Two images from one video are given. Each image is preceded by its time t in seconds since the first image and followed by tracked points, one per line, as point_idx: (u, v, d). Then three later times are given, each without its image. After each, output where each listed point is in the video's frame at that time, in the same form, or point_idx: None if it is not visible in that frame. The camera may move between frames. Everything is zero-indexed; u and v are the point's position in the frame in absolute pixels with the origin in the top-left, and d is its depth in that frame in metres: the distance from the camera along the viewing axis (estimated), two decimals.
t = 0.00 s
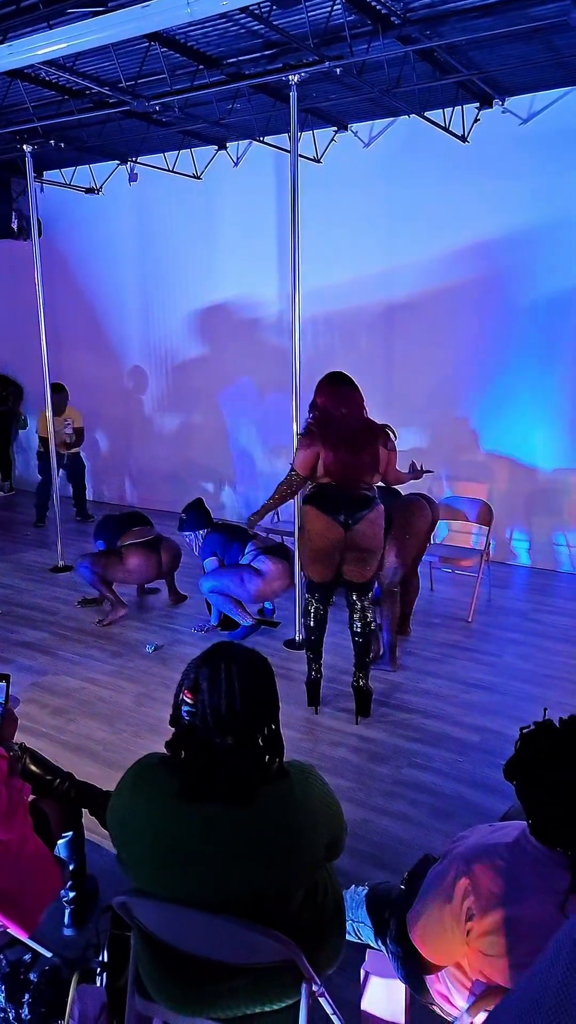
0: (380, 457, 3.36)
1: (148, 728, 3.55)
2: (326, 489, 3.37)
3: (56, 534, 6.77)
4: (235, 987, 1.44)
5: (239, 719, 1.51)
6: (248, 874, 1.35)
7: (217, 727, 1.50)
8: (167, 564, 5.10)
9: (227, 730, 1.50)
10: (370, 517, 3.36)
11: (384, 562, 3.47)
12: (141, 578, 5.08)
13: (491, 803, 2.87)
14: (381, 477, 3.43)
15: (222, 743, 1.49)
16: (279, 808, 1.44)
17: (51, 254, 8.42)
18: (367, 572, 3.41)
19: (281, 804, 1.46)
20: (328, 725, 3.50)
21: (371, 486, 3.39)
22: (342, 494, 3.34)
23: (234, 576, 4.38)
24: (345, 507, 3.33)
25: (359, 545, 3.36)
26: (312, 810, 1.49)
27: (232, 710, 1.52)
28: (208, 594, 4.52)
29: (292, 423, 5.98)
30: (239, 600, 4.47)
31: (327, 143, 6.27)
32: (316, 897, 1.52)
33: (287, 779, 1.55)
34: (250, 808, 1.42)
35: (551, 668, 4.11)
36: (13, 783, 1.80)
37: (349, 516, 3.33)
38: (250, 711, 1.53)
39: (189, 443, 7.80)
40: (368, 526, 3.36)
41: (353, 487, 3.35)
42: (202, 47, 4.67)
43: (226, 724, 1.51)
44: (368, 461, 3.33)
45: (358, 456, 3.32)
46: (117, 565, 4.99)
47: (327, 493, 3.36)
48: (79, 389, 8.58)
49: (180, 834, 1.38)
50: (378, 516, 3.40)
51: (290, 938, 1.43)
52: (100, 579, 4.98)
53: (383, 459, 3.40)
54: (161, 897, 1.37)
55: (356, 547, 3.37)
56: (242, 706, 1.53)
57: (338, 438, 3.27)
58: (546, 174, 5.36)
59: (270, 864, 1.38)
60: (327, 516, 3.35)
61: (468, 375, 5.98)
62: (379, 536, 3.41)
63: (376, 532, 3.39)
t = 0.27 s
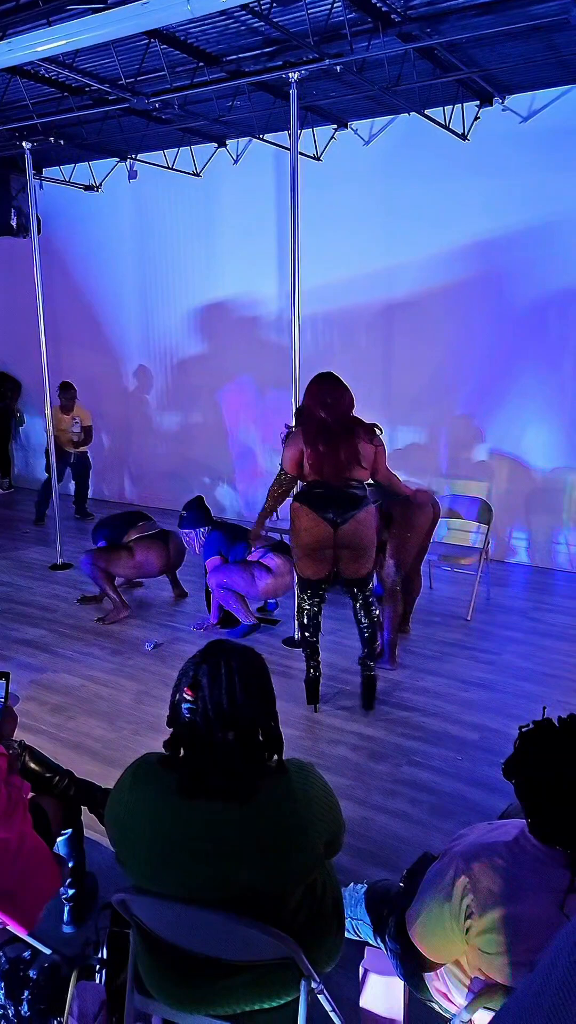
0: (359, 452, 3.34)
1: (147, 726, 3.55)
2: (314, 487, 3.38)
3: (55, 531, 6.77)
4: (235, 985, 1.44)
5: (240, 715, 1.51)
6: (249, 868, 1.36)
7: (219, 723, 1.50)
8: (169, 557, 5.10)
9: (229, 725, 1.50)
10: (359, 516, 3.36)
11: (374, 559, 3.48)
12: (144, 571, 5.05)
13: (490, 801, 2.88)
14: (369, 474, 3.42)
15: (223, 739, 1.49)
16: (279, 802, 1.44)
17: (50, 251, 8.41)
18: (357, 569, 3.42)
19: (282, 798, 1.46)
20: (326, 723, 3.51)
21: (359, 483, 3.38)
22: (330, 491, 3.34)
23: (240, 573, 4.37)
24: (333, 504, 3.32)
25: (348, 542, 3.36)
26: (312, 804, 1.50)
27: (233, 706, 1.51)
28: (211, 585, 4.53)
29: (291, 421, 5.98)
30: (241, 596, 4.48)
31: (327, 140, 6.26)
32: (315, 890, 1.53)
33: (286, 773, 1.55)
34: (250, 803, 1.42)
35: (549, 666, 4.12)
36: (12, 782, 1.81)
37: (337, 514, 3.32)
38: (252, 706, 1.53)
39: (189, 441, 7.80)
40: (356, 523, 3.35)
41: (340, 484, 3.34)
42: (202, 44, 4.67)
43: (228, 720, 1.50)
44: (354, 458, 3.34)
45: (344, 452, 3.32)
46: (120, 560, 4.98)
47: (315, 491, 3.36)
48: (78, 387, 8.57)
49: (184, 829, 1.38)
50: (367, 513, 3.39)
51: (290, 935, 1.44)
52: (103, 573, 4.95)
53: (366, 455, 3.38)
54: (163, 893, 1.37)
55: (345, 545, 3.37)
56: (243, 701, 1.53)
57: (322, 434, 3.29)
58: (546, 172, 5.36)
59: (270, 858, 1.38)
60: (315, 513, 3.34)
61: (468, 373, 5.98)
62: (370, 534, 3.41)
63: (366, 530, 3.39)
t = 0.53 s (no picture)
0: (356, 453, 3.40)
1: (148, 724, 3.56)
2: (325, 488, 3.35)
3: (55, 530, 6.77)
4: (235, 983, 1.45)
5: (240, 712, 1.52)
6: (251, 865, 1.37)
7: (221, 721, 1.51)
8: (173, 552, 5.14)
9: (231, 722, 1.50)
10: (372, 517, 3.34)
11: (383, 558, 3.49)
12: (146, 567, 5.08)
13: (490, 800, 2.88)
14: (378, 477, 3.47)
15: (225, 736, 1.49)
16: (280, 797, 1.45)
17: (50, 250, 8.41)
18: (368, 569, 3.42)
19: (282, 794, 1.46)
20: (327, 722, 3.51)
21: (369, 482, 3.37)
22: (342, 490, 3.31)
23: (247, 572, 4.39)
24: (347, 504, 3.29)
25: (362, 543, 3.33)
26: (313, 799, 1.49)
27: (234, 704, 1.53)
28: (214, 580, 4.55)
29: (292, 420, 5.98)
30: (245, 595, 4.51)
31: (327, 139, 6.26)
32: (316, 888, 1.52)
33: (286, 769, 1.55)
34: (251, 800, 1.42)
35: (550, 664, 4.12)
36: (12, 781, 1.81)
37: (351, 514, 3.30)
38: (253, 704, 1.55)
39: (189, 440, 7.79)
40: (369, 523, 3.34)
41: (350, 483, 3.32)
42: (202, 43, 4.66)
43: (229, 718, 1.51)
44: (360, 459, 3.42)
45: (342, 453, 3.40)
46: (124, 555, 4.98)
47: (326, 491, 3.32)
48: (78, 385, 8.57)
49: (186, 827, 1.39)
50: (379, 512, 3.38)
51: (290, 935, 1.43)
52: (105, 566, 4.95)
53: (367, 457, 3.42)
54: (165, 892, 1.38)
55: (358, 545, 3.35)
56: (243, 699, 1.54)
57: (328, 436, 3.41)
58: (547, 171, 5.36)
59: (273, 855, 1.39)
60: (328, 514, 3.31)
61: (469, 372, 5.98)
62: (380, 534, 3.40)
63: (377, 531, 3.37)
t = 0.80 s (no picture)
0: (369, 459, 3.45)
1: (150, 724, 3.56)
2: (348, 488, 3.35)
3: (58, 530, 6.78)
4: (237, 983, 1.45)
5: (242, 711, 1.52)
6: (255, 865, 1.37)
7: (224, 721, 1.51)
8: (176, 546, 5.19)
9: (233, 721, 1.50)
10: (394, 516, 3.35)
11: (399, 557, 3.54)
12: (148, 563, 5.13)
13: (493, 800, 2.88)
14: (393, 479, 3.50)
15: (228, 736, 1.49)
16: (281, 795, 1.45)
17: (52, 249, 8.42)
18: (386, 568, 3.46)
19: (284, 792, 1.47)
20: (330, 721, 3.51)
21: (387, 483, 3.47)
22: (366, 490, 3.31)
23: (253, 572, 4.42)
24: (373, 503, 3.29)
25: (385, 542, 3.35)
26: (314, 797, 1.50)
27: (236, 702, 1.53)
28: (216, 580, 4.52)
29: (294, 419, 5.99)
30: (248, 595, 4.52)
31: (330, 138, 6.26)
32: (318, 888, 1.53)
33: (286, 767, 1.56)
34: (253, 799, 1.43)
35: (552, 664, 4.11)
36: (15, 780, 1.81)
37: (377, 514, 3.30)
38: (255, 703, 1.55)
39: (191, 439, 7.79)
40: (392, 523, 3.35)
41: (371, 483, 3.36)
42: (205, 42, 4.66)
43: (231, 717, 1.51)
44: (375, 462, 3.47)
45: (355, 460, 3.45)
46: (129, 551, 5.01)
47: (351, 491, 3.31)
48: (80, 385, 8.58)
49: (190, 828, 1.38)
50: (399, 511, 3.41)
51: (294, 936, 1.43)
52: (109, 565, 4.94)
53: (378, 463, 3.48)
54: (169, 892, 1.37)
55: (381, 544, 3.37)
56: (245, 698, 1.54)
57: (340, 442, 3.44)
58: (550, 170, 5.35)
59: (276, 854, 1.39)
60: (355, 514, 3.28)
61: (471, 371, 5.97)
62: (400, 533, 3.43)
63: (398, 530, 3.40)
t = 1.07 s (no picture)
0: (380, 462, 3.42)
1: (152, 723, 3.56)
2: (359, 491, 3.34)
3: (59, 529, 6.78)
4: (240, 981, 1.45)
5: (239, 710, 1.53)
6: (257, 863, 1.37)
7: (222, 719, 1.51)
8: (177, 542, 5.14)
9: (231, 719, 1.51)
10: (405, 514, 3.37)
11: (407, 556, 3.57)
12: (151, 560, 5.08)
13: (495, 799, 2.88)
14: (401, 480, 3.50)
15: (226, 733, 1.49)
16: (281, 792, 1.45)
17: (54, 249, 8.42)
18: (397, 567, 3.49)
19: (284, 789, 1.47)
20: (331, 720, 3.51)
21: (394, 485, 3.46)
22: (377, 492, 3.31)
23: (254, 572, 4.48)
24: (385, 504, 3.30)
25: (397, 542, 3.37)
26: (314, 794, 1.50)
27: (232, 702, 1.53)
28: (216, 579, 4.54)
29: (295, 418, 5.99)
30: (248, 595, 4.56)
31: (331, 138, 6.25)
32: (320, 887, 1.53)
33: (285, 765, 1.56)
34: (254, 797, 1.43)
35: (554, 663, 4.12)
36: (17, 778, 1.83)
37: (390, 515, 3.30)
38: (252, 701, 1.55)
39: (192, 439, 7.79)
40: (405, 522, 3.36)
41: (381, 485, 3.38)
42: (206, 41, 4.66)
43: (229, 716, 1.51)
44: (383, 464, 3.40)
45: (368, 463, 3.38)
46: (130, 549, 4.98)
47: (363, 494, 3.31)
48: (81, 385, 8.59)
49: (190, 826, 1.38)
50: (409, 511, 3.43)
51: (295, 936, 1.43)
52: (109, 565, 4.94)
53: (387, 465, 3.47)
54: (170, 891, 1.38)
55: (394, 544, 3.38)
56: (242, 697, 1.55)
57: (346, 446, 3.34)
58: (552, 169, 5.35)
59: (276, 851, 1.39)
60: (368, 516, 3.28)
61: (472, 371, 5.97)
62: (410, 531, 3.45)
63: (409, 529, 3.41)
